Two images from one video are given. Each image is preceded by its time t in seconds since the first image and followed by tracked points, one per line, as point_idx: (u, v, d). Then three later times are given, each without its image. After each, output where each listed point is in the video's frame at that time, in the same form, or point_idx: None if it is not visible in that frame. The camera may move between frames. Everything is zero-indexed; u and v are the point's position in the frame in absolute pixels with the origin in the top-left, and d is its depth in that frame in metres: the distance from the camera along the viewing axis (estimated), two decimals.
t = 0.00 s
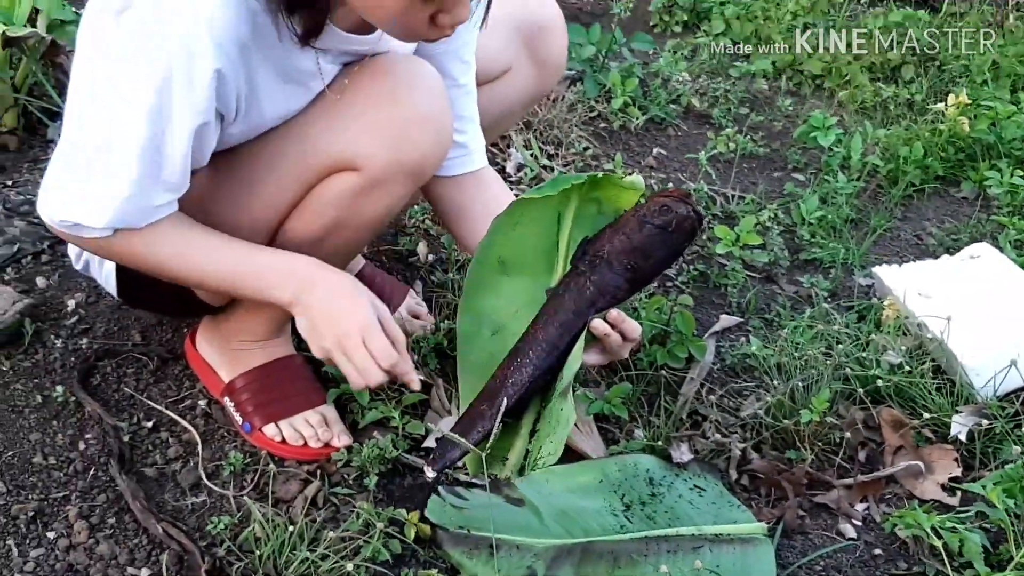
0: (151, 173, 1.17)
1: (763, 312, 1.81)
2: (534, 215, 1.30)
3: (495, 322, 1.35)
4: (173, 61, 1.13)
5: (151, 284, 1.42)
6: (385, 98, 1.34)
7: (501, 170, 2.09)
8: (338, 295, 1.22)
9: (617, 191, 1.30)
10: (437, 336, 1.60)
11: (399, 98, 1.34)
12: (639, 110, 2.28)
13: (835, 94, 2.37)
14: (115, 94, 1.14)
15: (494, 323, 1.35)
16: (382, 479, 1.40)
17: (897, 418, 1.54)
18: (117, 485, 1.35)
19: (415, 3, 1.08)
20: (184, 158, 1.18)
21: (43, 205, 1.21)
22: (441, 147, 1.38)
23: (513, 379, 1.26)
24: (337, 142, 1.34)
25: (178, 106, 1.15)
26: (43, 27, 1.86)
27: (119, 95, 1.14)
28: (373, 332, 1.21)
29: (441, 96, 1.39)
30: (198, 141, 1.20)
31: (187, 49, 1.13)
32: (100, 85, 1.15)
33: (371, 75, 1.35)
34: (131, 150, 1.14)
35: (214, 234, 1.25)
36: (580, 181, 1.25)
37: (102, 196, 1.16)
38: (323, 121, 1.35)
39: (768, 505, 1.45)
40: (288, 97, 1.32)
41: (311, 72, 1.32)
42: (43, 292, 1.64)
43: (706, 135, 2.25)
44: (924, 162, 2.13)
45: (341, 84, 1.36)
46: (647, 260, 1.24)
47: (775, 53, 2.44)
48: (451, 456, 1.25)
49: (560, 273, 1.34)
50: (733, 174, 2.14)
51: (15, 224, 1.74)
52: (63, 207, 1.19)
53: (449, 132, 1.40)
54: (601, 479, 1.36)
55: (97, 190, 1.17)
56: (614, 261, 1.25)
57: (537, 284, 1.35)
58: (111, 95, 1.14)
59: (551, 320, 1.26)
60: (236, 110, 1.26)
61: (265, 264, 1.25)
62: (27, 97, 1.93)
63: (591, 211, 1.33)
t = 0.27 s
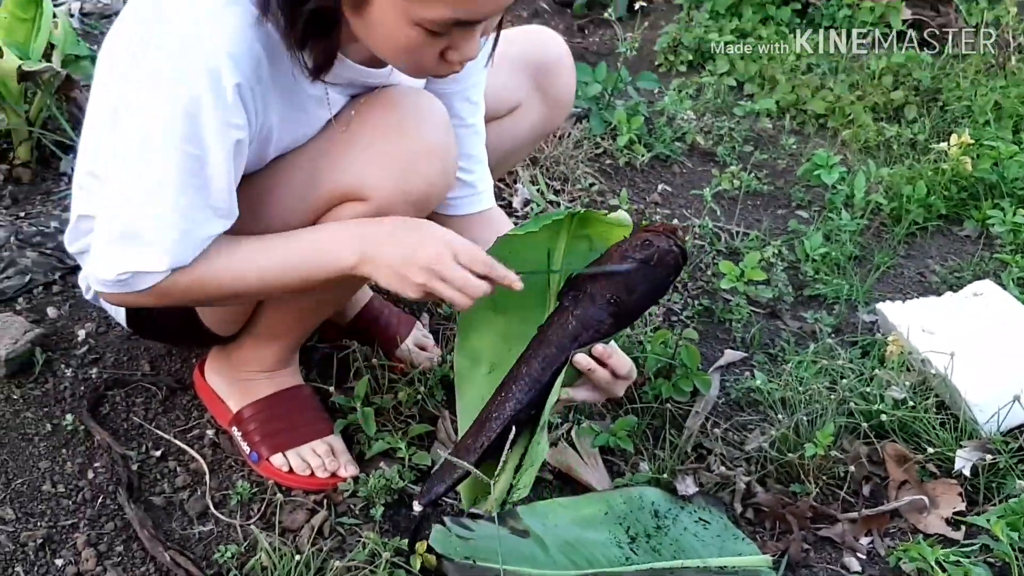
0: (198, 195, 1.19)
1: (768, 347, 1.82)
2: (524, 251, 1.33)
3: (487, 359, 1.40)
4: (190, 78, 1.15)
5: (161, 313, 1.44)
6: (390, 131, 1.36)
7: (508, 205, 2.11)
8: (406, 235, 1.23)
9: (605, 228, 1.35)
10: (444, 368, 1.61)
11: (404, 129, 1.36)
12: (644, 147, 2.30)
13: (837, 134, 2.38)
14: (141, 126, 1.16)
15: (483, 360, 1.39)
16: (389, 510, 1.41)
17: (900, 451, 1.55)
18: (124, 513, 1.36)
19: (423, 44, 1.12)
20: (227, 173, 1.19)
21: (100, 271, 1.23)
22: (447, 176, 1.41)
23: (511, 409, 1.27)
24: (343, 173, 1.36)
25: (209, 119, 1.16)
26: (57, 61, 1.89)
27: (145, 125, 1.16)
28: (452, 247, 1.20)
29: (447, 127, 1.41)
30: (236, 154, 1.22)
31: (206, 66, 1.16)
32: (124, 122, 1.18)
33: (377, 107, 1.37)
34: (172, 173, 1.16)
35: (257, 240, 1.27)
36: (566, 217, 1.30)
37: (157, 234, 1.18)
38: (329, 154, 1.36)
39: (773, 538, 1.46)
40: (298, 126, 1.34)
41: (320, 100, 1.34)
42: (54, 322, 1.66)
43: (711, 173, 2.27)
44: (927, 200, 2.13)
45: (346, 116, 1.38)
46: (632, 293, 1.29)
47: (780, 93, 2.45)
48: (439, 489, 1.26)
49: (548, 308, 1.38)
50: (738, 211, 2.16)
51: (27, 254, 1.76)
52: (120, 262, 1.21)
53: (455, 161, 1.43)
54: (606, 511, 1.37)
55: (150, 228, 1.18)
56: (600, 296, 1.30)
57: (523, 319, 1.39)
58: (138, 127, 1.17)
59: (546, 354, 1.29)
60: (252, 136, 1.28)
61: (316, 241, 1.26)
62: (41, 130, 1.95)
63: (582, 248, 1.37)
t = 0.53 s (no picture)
0: (198, 224, 1.22)
1: (770, 382, 1.83)
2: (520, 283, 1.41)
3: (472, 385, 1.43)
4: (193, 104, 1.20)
5: (166, 344, 1.45)
6: (395, 161, 1.38)
7: (512, 240, 2.13)
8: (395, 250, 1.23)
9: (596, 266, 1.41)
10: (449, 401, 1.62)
11: (406, 163, 1.38)
12: (647, 184, 2.32)
13: (837, 172, 2.41)
14: (148, 151, 1.21)
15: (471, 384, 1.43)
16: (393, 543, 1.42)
17: (902, 487, 1.55)
18: (129, 544, 1.37)
19: (416, 92, 1.14)
20: (228, 203, 1.22)
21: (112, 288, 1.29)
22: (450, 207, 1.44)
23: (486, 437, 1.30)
24: (347, 208, 1.37)
25: (212, 143, 1.20)
26: (67, 96, 1.92)
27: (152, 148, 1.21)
28: (446, 258, 1.21)
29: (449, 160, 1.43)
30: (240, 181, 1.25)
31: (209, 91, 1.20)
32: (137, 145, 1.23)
33: (381, 139, 1.39)
34: (171, 198, 1.20)
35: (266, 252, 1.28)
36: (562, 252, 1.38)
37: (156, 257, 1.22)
38: (332, 190, 1.38)
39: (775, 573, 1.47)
40: (304, 154, 1.36)
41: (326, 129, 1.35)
42: (61, 354, 1.67)
43: (713, 210, 2.29)
44: (928, 238, 2.15)
45: (348, 152, 1.39)
46: (613, 328, 1.31)
47: (781, 130, 2.47)
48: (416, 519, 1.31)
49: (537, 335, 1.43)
50: (740, 248, 2.18)
51: (35, 287, 1.77)
52: (126, 279, 1.26)
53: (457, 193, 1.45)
54: (608, 545, 1.37)
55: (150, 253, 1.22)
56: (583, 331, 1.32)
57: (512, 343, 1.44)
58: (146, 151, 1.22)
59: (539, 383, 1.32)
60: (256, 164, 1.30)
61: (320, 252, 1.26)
62: (50, 164, 1.97)
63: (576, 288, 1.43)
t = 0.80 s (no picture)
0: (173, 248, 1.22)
1: (770, 418, 1.83)
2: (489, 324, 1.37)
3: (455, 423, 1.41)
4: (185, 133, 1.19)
5: (165, 378, 1.45)
6: (399, 199, 1.41)
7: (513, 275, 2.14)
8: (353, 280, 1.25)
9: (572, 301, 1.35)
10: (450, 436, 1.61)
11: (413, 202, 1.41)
12: (648, 220, 2.33)
13: (837, 208, 2.41)
14: (134, 170, 1.21)
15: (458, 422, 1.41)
16: None
17: (904, 524, 1.53)
18: None
19: (395, 134, 1.15)
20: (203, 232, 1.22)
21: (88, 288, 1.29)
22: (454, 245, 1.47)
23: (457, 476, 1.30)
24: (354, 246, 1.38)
25: (197, 175, 1.19)
26: (72, 131, 1.93)
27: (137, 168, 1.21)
28: (408, 297, 1.21)
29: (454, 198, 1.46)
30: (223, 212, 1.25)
31: (201, 121, 1.19)
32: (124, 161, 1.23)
33: (389, 178, 1.40)
34: (149, 219, 1.19)
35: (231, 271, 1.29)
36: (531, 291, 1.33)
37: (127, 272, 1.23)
38: (337, 227, 1.39)
39: None
40: (310, 194, 1.37)
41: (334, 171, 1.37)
42: (62, 388, 1.68)
43: (714, 246, 2.30)
44: (928, 274, 2.15)
45: (354, 189, 1.40)
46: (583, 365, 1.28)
47: (781, 166, 2.48)
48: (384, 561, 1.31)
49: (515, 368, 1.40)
50: (740, 283, 2.18)
51: (37, 321, 1.78)
52: (102, 288, 1.26)
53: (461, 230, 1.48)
54: None
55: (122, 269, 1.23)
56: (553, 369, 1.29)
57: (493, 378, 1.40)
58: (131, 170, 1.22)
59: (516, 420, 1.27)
60: (258, 198, 1.31)
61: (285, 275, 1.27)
62: (54, 198, 1.98)
63: (554, 321, 1.38)
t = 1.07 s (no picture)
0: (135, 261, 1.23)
1: (772, 440, 1.82)
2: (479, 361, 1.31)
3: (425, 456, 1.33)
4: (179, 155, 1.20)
5: (167, 398, 1.45)
6: (397, 217, 1.40)
7: (515, 295, 2.14)
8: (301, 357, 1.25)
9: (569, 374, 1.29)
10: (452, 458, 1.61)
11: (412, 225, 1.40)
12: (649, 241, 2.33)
13: (839, 230, 2.42)
14: (117, 179, 1.21)
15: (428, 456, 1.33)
16: None
17: (906, 545, 1.54)
18: None
19: (383, 157, 1.14)
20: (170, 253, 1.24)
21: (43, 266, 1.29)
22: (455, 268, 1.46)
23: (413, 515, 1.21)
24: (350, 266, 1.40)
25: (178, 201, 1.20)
26: (76, 152, 1.94)
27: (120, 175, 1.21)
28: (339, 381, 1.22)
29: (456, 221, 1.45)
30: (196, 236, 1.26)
31: (195, 144, 1.20)
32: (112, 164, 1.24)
33: (387, 197, 1.41)
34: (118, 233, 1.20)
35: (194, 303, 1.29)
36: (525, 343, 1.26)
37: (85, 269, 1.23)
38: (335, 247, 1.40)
39: None
40: (306, 210, 1.38)
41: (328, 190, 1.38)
42: (64, 408, 1.68)
43: (715, 267, 2.30)
44: (930, 296, 2.15)
45: (352, 210, 1.42)
46: (568, 443, 1.18)
47: (782, 189, 2.48)
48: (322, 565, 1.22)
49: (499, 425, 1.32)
50: (742, 305, 2.19)
51: (40, 340, 1.78)
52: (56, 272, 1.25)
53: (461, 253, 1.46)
54: None
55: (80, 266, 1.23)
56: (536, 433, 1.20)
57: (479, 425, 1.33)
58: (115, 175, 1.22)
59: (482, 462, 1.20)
60: (249, 218, 1.32)
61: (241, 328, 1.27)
62: (58, 219, 1.99)
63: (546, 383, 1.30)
